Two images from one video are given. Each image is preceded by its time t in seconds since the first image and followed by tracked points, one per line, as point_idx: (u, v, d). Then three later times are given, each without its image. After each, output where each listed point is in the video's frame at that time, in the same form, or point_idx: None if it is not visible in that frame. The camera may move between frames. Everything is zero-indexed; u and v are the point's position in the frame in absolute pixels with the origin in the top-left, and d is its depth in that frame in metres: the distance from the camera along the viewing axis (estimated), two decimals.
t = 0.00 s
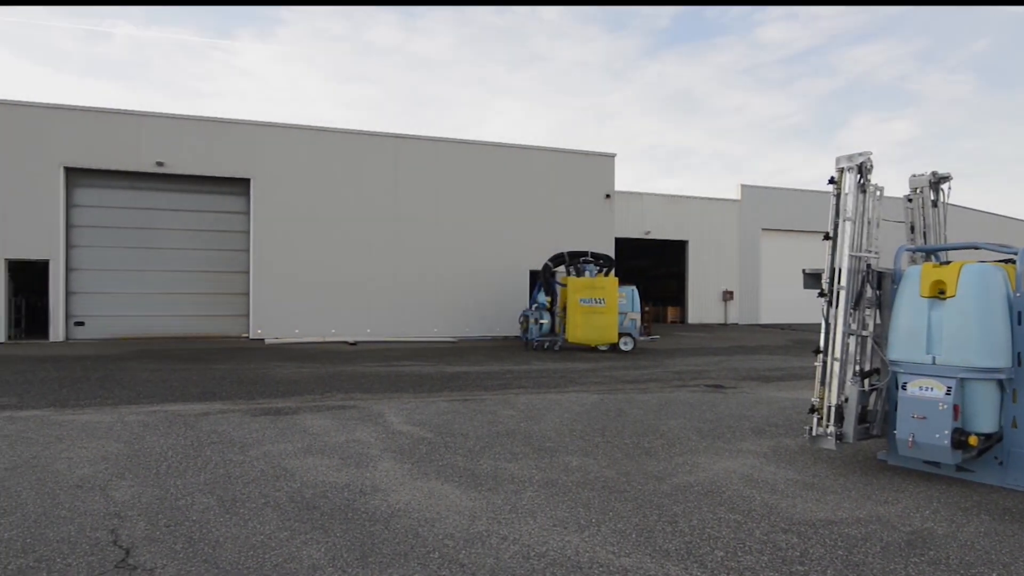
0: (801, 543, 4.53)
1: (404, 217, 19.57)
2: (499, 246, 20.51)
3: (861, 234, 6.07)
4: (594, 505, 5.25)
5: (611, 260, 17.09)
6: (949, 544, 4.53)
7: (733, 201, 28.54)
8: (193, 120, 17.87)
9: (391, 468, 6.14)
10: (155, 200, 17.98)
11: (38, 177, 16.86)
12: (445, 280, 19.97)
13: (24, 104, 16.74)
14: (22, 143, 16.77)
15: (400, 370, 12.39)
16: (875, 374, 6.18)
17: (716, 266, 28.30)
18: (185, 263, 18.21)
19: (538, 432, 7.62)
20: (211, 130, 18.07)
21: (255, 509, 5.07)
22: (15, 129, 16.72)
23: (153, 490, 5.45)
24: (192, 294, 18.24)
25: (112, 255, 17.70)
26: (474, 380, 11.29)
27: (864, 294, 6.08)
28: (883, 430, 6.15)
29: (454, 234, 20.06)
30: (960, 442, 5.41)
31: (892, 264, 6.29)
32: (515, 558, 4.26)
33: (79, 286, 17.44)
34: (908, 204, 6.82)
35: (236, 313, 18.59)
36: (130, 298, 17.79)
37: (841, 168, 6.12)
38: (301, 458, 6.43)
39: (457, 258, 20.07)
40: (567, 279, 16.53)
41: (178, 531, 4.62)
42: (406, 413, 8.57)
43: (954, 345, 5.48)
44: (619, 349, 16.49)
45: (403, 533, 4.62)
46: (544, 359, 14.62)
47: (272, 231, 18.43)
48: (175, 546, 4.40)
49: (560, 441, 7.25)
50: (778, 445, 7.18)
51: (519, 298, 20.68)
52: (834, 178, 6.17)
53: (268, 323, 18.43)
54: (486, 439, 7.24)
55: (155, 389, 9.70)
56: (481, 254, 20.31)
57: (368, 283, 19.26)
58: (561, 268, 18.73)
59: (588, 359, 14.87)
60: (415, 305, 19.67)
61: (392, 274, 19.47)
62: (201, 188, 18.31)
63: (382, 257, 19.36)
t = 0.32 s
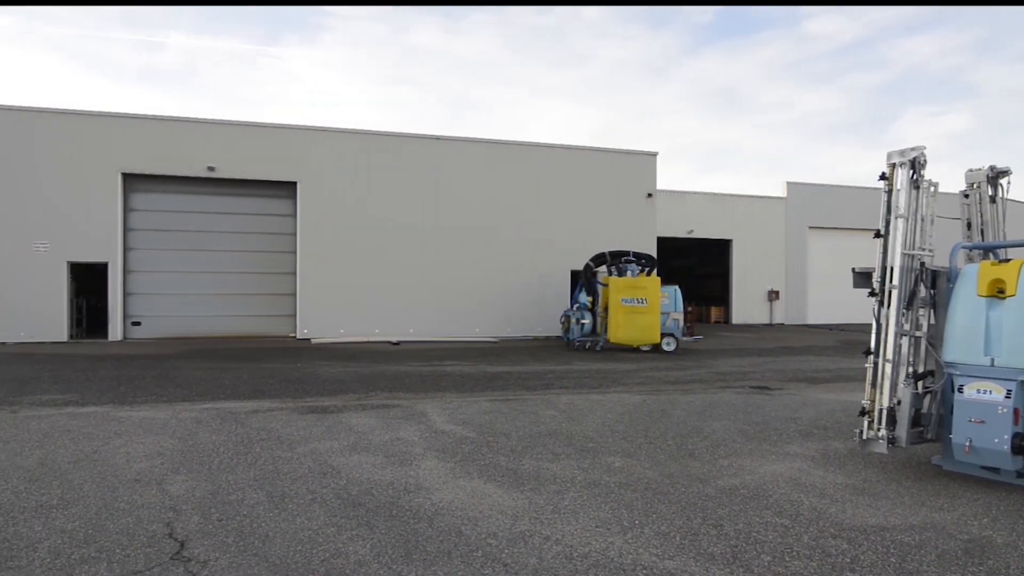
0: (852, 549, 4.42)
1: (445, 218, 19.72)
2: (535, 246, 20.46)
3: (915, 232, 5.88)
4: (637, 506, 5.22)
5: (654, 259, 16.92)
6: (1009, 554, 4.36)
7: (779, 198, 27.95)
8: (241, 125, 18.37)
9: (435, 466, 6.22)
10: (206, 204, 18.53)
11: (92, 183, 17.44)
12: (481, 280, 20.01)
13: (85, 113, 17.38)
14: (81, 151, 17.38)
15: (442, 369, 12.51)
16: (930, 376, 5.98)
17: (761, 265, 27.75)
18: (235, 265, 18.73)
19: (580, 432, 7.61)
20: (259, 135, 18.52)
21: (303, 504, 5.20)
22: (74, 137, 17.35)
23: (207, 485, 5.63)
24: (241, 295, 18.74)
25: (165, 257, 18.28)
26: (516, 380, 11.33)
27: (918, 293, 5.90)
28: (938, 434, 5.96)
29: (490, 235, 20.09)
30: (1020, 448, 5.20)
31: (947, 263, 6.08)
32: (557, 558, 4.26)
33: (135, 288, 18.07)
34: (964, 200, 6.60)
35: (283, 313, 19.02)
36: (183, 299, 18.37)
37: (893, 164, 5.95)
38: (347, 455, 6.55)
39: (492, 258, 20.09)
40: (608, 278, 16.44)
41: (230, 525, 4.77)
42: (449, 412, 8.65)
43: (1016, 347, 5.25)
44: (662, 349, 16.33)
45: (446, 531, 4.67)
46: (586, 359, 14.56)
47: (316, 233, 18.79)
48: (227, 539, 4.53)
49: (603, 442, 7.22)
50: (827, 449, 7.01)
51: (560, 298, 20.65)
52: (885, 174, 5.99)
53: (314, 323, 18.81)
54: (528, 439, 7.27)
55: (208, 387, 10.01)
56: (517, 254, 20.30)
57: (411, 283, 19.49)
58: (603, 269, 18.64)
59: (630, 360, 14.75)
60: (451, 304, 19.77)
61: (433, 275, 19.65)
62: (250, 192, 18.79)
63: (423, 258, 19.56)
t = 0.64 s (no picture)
0: (894, 555, 4.33)
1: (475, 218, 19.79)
2: (535, 245, 20.18)
3: (960, 229, 5.72)
4: (673, 508, 5.17)
5: (688, 259, 16.75)
6: None
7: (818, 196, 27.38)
8: (279, 129, 18.72)
9: (469, 466, 6.25)
10: (245, 207, 18.91)
11: (125, 185, 17.86)
12: (483, 280, 19.85)
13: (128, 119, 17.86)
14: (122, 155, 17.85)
15: (476, 369, 12.55)
16: (976, 378, 5.82)
17: (799, 265, 27.24)
18: (273, 266, 19.09)
19: (614, 433, 7.57)
20: (296, 139, 18.85)
21: (340, 502, 5.28)
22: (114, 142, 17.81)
23: (247, 481, 5.76)
24: (279, 295, 19.09)
25: (205, 259, 18.70)
26: (550, 381, 11.31)
27: (964, 292, 5.73)
28: (985, 438, 5.78)
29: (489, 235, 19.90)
30: None
31: (995, 261, 5.89)
32: (592, 558, 4.26)
33: (179, 288, 18.53)
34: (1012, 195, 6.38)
35: (320, 313, 19.33)
36: (223, 300, 18.78)
37: (937, 159, 5.80)
38: (382, 454, 6.63)
39: (493, 258, 19.91)
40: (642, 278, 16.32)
41: (270, 521, 4.87)
42: (483, 411, 8.69)
43: None
44: (697, 350, 16.14)
45: (481, 530, 4.70)
46: (619, 360, 14.47)
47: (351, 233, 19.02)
48: (267, 535, 4.63)
49: (637, 443, 7.17)
50: (868, 452, 6.86)
51: (593, 298, 20.57)
52: (929, 170, 5.84)
53: (351, 323, 19.07)
54: (562, 439, 7.26)
55: (248, 385, 10.22)
56: (517, 254, 20.06)
57: (445, 284, 19.61)
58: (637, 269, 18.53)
59: (665, 360, 14.61)
60: (453, 304, 19.66)
61: (464, 275, 19.74)
62: (288, 195, 19.13)
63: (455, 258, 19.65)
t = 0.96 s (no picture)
0: (947, 563, 4.20)
1: (512, 219, 19.83)
2: (535, 245, 19.94)
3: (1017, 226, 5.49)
4: (715, 511, 5.12)
5: (729, 258, 16.50)
6: None
7: (864, 193, 26.67)
8: (323, 133, 19.06)
9: (509, 465, 6.28)
10: (290, 210, 19.31)
11: (138, 187, 18.23)
12: (493, 281, 19.74)
13: (175, 126, 18.40)
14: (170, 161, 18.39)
15: (515, 369, 12.59)
16: None
17: (845, 263, 26.58)
18: (315, 267, 19.45)
19: (654, 434, 7.50)
20: (338, 142, 19.17)
21: (382, 499, 5.36)
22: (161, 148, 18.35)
23: (292, 478, 5.90)
24: (322, 295, 19.45)
25: (250, 261, 19.14)
26: (589, 381, 11.28)
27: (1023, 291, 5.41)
28: None
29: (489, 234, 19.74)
30: None
31: None
32: (632, 560, 4.24)
33: (227, 289, 19.02)
34: None
35: (360, 314, 19.62)
36: (268, 300, 19.21)
37: (992, 154, 5.61)
38: (423, 452, 6.71)
39: (492, 260, 19.73)
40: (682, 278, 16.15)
41: (315, 517, 4.97)
42: (523, 411, 8.72)
43: None
44: (739, 350, 15.86)
45: (521, 530, 4.72)
46: (659, 360, 14.33)
47: (391, 234, 19.26)
48: (311, 530, 4.73)
49: (678, 444, 7.10)
50: (919, 456, 6.67)
51: (631, 297, 20.42)
52: (983, 165, 5.66)
53: (392, 323, 19.31)
54: (602, 439, 7.24)
55: (292, 384, 10.43)
56: (518, 254, 19.85)
57: (484, 284, 19.70)
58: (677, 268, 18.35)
59: (706, 361, 14.43)
60: (464, 305, 19.61)
61: (502, 275, 19.79)
62: (330, 197, 19.47)
63: (492, 258, 19.72)
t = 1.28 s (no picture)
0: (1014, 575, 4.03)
1: (556, 219, 19.80)
2: (536, 245, 19.75)
3: None
4: (766, 515, 5.02)
5: (780, 257, 16.16)
6: None
7: (921, 188, 25.73)
8: (372, 136, 19.40)
9: (556, 466, 6.29)
10: (340, 212, 19.71)
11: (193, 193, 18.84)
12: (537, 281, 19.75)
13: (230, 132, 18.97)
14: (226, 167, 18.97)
15: (561, 369, 12.58)
16: None
17: (901, 261, 25.70)
18: (363, 268, 19.79)
19: (703, 436, 7.39)
20: (385, 145, 19.47)
21: (431, 497, 5.44)
22: (218, 154, 18.95)
23: (343, 475, 6.02)
24: (370, 296, 19.78)
25: (301, 262, 19.59)
26: (636, 382, 11.19)
27: None
28: None
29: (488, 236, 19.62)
30: None
31: None
32: (681, 563, 4.20)
33: (279, 290, 19.52)
34: None
35: (407, 313, 19.88)
36: (318, 301, 19.63)
37: None
38: (470, 452, 6.76)
39: (492, 260, 19.62)
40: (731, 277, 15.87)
41: (366, 514, 5.07)
42: (569, 411, 8.70)
43: None
44: (790, 351, 15.46)
45: (569, 530, 4.72)
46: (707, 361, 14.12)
47: (437, 235, 19.47)
48: (362, 526, 4.83)
49: (727, 446, 6.99)
50: (983, 462, 6.41)
51: (677, 297, 20.17)
52: None
53: (438, 322, 19.50)
54: (649, 441, 7.18)
55: (342, 383, 10.64)
56: (518, 255, 19.68)
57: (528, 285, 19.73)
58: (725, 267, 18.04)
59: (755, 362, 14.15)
60: (509, 306, 19.68)
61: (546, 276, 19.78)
62: (378, 199, 19.79)
63: (537, 259, 19.74)
